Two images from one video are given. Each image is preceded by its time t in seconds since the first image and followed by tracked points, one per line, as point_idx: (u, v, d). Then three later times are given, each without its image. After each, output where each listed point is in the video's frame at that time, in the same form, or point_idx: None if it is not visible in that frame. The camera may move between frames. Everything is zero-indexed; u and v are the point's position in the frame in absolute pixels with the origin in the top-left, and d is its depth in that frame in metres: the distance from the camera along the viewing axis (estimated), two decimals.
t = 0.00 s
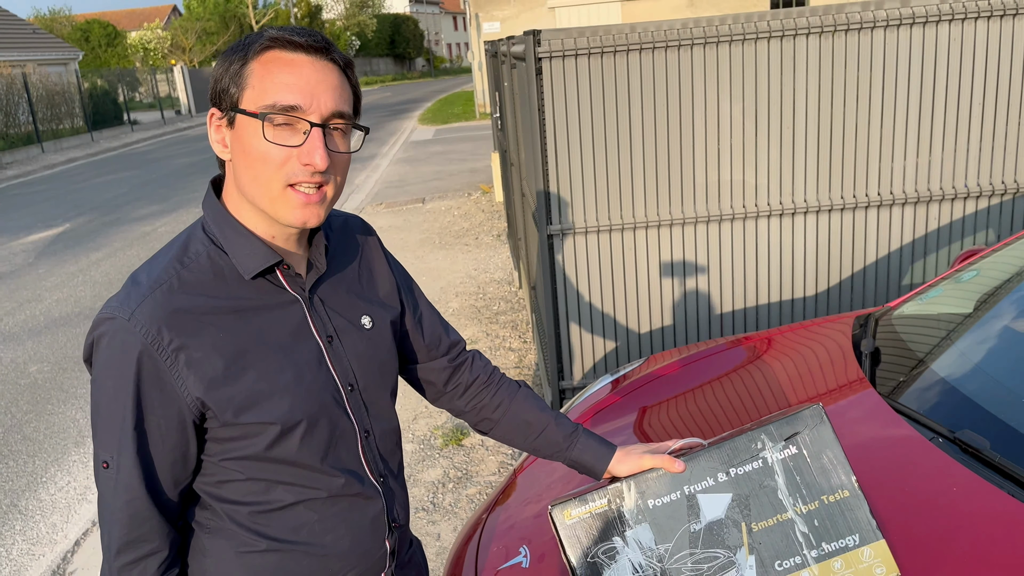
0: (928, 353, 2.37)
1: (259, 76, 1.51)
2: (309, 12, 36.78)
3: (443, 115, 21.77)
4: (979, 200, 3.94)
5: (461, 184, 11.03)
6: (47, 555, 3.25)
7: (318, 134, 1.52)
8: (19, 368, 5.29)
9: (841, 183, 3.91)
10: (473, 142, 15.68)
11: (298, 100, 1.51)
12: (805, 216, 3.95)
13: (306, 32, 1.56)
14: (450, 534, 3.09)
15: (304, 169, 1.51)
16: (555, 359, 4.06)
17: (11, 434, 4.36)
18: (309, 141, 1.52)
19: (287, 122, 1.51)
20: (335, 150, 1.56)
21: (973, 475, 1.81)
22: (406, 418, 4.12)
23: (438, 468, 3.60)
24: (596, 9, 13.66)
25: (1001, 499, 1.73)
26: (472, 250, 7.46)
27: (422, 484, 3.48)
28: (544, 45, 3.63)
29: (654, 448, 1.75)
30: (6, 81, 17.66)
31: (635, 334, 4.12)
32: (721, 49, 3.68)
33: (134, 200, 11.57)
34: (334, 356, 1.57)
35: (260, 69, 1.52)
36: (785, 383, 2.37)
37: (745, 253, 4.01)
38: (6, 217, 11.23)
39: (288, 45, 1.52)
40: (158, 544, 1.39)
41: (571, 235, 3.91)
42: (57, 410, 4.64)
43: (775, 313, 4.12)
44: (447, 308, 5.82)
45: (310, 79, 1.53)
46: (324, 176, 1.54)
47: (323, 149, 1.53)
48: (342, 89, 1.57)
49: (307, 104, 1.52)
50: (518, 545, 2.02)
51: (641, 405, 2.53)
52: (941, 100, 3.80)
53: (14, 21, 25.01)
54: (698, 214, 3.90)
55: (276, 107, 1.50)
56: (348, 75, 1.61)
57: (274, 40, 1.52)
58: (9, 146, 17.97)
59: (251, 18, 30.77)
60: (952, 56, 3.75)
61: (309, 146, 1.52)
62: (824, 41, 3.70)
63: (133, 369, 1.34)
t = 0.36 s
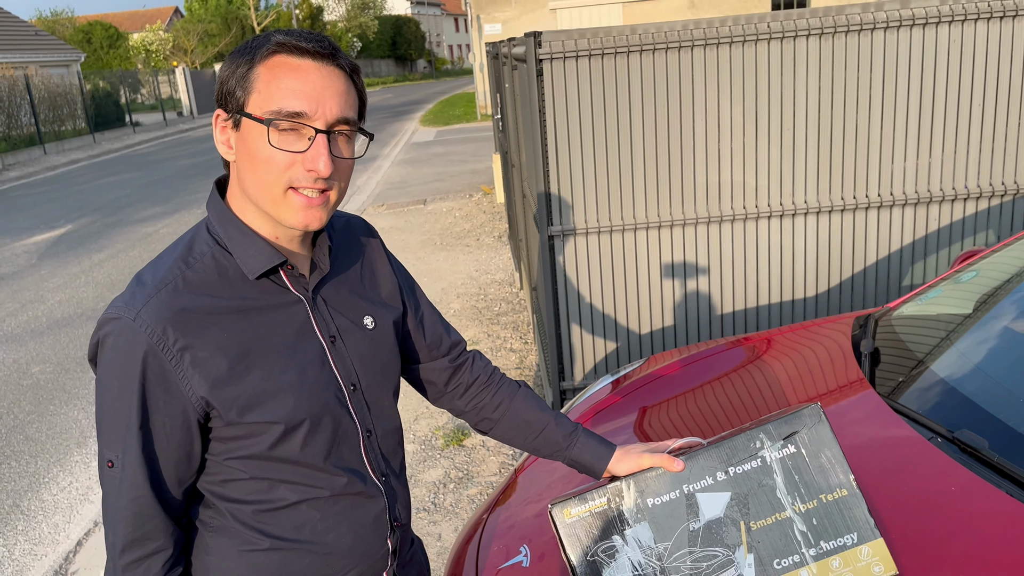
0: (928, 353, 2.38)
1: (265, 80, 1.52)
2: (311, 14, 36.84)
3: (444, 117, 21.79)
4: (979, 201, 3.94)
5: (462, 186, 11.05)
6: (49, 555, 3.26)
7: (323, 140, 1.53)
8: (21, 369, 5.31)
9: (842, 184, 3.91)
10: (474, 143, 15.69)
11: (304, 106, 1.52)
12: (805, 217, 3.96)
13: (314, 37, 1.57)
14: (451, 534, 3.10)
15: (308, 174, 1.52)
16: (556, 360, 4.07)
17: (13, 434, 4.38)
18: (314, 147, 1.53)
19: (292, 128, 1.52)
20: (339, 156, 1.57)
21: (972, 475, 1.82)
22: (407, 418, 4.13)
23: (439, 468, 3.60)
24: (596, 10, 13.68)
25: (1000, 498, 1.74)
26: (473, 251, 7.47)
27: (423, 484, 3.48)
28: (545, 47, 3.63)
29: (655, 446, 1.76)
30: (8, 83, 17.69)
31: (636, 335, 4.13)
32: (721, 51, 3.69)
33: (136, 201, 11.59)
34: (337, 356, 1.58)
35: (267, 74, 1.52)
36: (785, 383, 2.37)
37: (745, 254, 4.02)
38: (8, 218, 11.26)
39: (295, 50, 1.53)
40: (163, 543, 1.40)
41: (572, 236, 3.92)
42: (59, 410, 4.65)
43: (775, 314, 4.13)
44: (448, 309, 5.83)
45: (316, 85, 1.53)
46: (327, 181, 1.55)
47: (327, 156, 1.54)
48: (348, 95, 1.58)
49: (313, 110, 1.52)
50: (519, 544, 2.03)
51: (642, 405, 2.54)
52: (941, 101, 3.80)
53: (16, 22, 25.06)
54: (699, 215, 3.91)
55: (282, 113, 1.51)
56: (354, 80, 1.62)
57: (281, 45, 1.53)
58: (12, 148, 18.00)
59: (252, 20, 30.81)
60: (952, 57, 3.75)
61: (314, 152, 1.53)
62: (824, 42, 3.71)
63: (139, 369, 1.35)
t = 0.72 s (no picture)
0: (925, 354, 2.38)
1: (264, 85, 1.51)
2: (310, 16, 36.85)
3: (444, 118, 21.79)
4: (978, 202, 3.94)
5: (461, 187, 11.05)
6: (47, 557, 3.26)
7: (323, 145, 1.53)
8: (20, 371, 5.30)
9: (840, 185, 3.91)
10: (474, 145, 15.68)
11: (304, 111, 1.51)
12: (803, 217, 3.96)
13: (312, 40, 1.56)
14: (449, 535, 3.10)
15: (310, 180, 1.52)
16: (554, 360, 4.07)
17: (12, 436, 4.37)
18: (315, 152, 1.53)
19: (293, 133, 1.52)
20: (339, 160, 1.57)
21: (970, 475, 1.82)
22: (406, 420, 4.13)
23: (437, 469, 3.60)
24: (595, 10, 13.67)
25: (997, 498, 1.74)
26: (472, 252, 7.47)
27: (422, 485, 3.48)
28: (543, 47, 3.63)
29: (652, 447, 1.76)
30: (8, 85, 17.69)
31: (634, 336, 4.12)
32: (720, 51, 3.69)
33: (136, 203, 11.59)
34: (333, 357, 1.58)
35: (266, 79, 1.52)
36: (783, 383, 2.37)
37: (744, 255, 4.02)
38: (8, 220, 11.25)
39: (294, 55, 1.53)
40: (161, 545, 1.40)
41: (571, 237, 3.92)
42: (57, 412, 4.64)
43: (774, 314, 4.13)
44: (447, 310, 5.83)
45: (316, 89, 1.53)
46: (329, 187, 1.55)
47: (329, 160, 1.54)
48: (347, 99, 1.58)
49: (314, 115, 1.52)
50: (516, 545, 2.03)
51: (640, 405, 2.54)
52: (939, 102, 3.80)
53: (16, 24, 25.08)
54: (697, 216, 3.91)
55: (282, 118, 1.51)
56: (353, 83, 1.62)
57: (280, 49, 1.52)
58: (11, 150, 18.00)
59: (252, 22, 30.83)
60: (949, 58, 3.76)
61: (315, 157, 1.53)
62: (822, 42, 3.71)
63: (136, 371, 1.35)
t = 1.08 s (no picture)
0: (925, 353, 2.38)
1: (258, 84, 1.51)
2: (308, 17, 36.84)
3: (442, 119, 21.79)
4: (976, 201, 3.93)
5: (459, 187, 11.05)
6: (46, 559, 3.25)
7: (321, 142, 1.53)
8: (18, 372, 5.30)
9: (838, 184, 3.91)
10: (472, 145, 15.68)
11: (300, 108, 1.51)
12: (801, 217, 3.96)
13: (303, 36, 1.55)
14: (448, 536, 3.10)
15: (310, 177, 1.52)
16: (553, 360, 4.07)
17: (10, 438, 4.37)
18: (314, 149, 1.52)
19: (290, 131, 1.51)
20: (338, 155, 1.57)
21: (970, 475, 1.82)
22: (405, 420, 4.12)
23: (436, 470, 3.60)
24: (593, 11, 13.66)
25: (996, 498, 1.74)
26: (470, 253, 7.46)
27: (422, 486, 3.48)
28: (542, 48, 3.63)
29: (651, 447, 1.74)
30: (6, 87, 17.68)
31: (632, 336, 4.12)
32: (718, 51, 3.69)
33: (134, 205, 11.58)
34: (335, 356, 1.58)
35: (259, 77, 1.51)
36: (783, 382, 2.37)
37: (742, 255, 4.02)
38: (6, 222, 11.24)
39: (286, 53, 1.52)
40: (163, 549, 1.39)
41: (569, 237, 3.91)
42: (55, 414, 4.64)
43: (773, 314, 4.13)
44: (446, 311, 5.83)
45: (310, 85, 1.52)
46: (329, 183, 1.55)
47: (328, 156, 1.53)
48: (341, 92, 1.57)
49: (310, 112, 1.52)
50: (515, 546, 2.02)
51: (640, 405, 2.54)
52: (937, 101, 3.80)
53: (14, 26, 25.07)
54: (696, 216, 3.90)
55: (277, 117, 1.50)
56: (345, 76, 1.61)
57: (272, 48, 1.52)
58: (9, 152, 17.99)
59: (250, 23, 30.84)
60: (947, 57, 3.76)
61: (314, 154, 1.52)
62: (820, 42, 3.70)
63: (140, 372, 1.34)
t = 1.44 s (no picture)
0: (922, 352, 2.38)
1: (303, 117, 1.44)
2: (306, 16, 36.81)
3: (440, 118, 21.79)
4: (973, 200, 3.94)
5: (457, 187, 11.05)
6: (43, 559, 3.25)
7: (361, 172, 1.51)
8: (15, 373, 5.29)
9: (836, 184, 3.92)
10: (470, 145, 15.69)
11: (344, 144, 1.47)
12: (799, 216, 3.96)
13: (339, 63, 1.49)
14: (446, 536, 3.09)
15: (347, 204, 1.51)
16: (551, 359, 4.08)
17: (6, 439, 4.36)
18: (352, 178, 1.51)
19: (333, 162, 1.48)
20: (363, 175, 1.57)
21: (968, 474, 1.81)
22: (403, 420, 4.12)
23: (434, 470, 3.60)
24: (590, 10, 13.65)
25: (993, 497, 1.74)
26: (468, 252, 7.46)
27: (419, 486, 3.47)
28: (538, 47, 3.62)
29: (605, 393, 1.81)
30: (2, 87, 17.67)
31: (630, 335, 4.12)
32: (716, 50, 3.69)
33: (130, 205, 11.57)
34: (339, 354, 1.59)
35: (303, 110, 1.44)
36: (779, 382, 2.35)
37: (740, 253, 4.02)
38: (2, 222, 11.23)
39: (331, 86, 1.46)
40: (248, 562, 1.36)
41: (567, 237, 3.90)
42: (52, 414, 4.63)
43: (770, 313, 4.14)
44: (443, 310, 5.82)
45: (353, 118, 1.48)
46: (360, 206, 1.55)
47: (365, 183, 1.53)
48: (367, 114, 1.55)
49: (353, 145, 1.49)
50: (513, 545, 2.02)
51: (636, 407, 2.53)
52: (934, 100, 3.81)
53: (11, 26, 25.05)
54: (694, 215, 3.90)
55: (323, 150, 1.46)
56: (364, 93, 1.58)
57: (315, 79, 1.44)
58: (6, 152, 17.97)
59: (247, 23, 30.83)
60: (943, 56, 3.76)
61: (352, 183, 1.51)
62: (817, 41, 3.71)
63: (179, 390, 1.31)
